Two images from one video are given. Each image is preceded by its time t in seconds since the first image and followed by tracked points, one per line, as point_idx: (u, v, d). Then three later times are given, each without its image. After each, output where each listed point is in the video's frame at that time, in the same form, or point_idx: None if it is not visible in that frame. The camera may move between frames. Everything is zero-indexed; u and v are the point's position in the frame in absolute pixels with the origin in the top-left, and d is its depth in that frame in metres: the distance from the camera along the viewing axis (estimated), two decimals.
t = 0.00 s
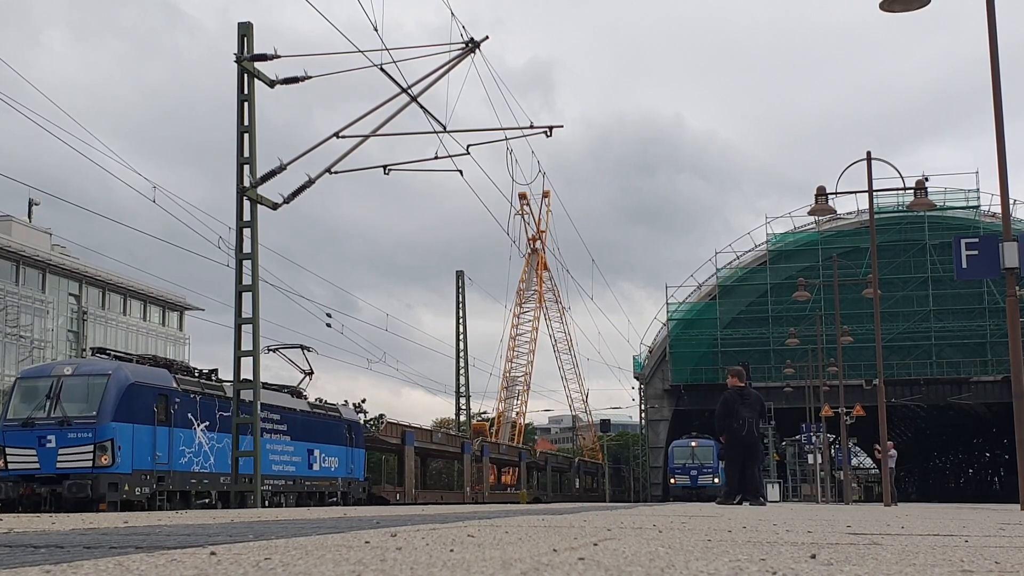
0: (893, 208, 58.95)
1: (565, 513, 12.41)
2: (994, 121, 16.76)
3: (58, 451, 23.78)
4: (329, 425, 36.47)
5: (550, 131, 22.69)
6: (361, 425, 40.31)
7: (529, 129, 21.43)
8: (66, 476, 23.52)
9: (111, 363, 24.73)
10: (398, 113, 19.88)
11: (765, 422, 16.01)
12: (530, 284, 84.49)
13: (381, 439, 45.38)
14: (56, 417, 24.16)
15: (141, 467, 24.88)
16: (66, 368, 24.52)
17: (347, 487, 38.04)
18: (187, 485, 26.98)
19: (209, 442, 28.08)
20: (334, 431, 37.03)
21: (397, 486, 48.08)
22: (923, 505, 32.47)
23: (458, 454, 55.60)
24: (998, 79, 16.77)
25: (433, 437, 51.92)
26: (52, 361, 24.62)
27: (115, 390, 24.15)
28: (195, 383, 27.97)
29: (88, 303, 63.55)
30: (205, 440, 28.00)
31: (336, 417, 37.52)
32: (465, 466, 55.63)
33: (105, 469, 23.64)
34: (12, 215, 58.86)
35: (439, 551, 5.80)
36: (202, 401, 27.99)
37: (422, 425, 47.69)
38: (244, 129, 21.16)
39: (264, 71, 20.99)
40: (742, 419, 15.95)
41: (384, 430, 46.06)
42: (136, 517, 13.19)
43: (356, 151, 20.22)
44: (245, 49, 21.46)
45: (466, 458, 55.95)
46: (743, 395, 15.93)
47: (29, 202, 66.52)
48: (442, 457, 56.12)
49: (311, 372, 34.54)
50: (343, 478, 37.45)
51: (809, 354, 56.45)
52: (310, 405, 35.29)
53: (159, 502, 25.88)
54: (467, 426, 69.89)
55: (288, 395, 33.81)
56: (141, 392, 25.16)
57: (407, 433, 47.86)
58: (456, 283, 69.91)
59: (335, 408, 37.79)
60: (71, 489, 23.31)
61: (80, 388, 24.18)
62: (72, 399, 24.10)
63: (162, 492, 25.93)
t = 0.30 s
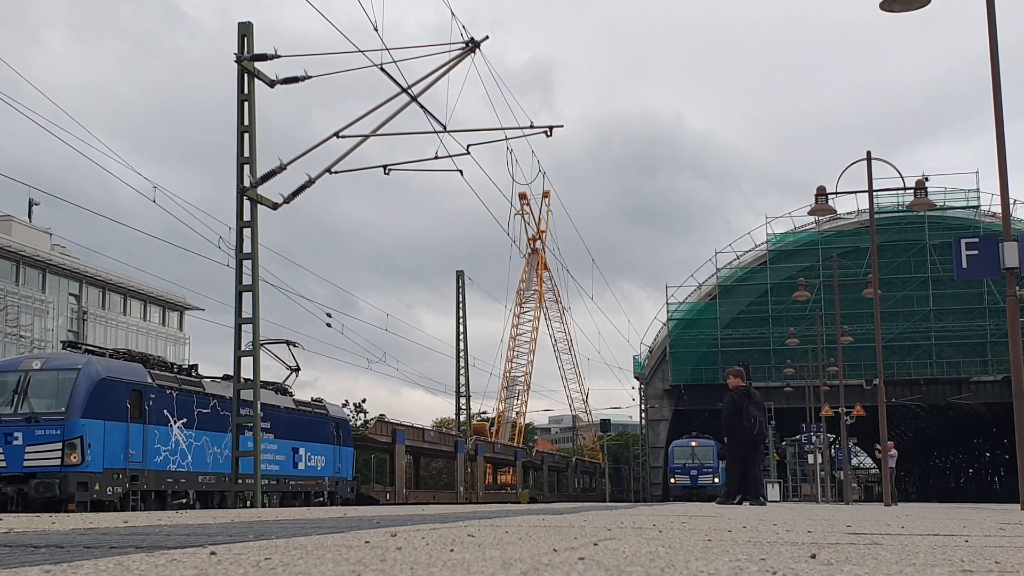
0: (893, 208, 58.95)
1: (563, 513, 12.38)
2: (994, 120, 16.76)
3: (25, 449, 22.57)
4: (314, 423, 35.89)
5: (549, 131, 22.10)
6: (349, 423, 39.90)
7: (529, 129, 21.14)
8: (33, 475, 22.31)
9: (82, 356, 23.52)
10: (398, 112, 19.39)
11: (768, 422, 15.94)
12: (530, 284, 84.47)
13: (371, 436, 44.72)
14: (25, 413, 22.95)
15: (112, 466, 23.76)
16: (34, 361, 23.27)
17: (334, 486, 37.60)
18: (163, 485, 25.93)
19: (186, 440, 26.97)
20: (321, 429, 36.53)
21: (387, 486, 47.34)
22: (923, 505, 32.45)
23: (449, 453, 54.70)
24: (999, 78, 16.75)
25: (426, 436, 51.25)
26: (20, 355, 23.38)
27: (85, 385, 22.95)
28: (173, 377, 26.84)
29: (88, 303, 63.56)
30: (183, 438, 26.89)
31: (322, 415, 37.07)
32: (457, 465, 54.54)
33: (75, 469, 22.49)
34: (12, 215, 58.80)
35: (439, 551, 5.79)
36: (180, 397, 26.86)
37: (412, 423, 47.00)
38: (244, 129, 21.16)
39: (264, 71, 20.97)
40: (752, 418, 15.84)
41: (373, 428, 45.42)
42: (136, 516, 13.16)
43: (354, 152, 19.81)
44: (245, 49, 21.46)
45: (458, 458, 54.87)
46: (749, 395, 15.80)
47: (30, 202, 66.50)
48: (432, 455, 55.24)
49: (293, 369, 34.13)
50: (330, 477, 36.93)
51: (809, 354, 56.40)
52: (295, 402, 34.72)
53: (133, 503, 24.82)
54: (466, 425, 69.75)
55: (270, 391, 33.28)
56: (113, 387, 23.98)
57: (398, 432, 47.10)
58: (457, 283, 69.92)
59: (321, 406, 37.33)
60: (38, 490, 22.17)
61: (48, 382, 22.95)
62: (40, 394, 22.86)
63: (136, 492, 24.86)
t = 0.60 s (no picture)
0: (893, 207, 58.99)
1: (563, 514, 12.32)
2: (994, 121, 16.75)
3: None
4: (300, 422, 35.52)
5: (549, 130, 22.07)
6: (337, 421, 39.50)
7: (529, 129, 21.10)
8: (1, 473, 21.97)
9: (52, 351, 23.14)
10: (398, 113, 19.32)
11: (767, 423, 15.92)
12: (529, 284, 84.45)
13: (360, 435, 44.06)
14: None
15: (83, 465, 23.43)
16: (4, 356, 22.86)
17: (322, 486, 37.13)
18: (137, 484, 25.60)
19: (162, 438, 26.60)
20: (307, 427, 36.14)
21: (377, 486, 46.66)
22: (923, 505, 32.50)
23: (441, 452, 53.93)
24: (999, 78, 16.75)
25: (418, 434, 50.73)
26: None
27: (55, 380, 22.59)
28: (149, 373, 26.46)
29: (88, 303, 63.51)
30: (159, 436, 26.53)
31: (309, 413, 36.73)
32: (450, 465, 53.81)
33: (43, 468, 22.17)
34: (12, 215, 58.73)
35: (439, 551, 5.78)
36: (157, 394, 26.46)
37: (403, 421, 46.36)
38: (244, 129, 21.16)
39: (264, 71, 20.97)
40: (753, 418, 15.82)
41: (363, 426, 44.79)
42: (137, 517, 13.13)
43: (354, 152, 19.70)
44: (244, 49, 21.46)
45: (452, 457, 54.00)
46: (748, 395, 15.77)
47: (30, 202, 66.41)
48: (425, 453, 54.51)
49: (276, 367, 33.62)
50: (316, 477, 36.48)
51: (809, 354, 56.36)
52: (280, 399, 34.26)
53: (105, 502, 24.47)
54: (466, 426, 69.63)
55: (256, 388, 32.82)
56: (84, 383, 23.57)
57: (388, 431, 46.45)
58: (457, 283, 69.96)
59: (308, 404, 37.03)
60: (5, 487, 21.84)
61: (18, 377, 22.56)
62: (9, 389, 22.46)
63: (109, 491, 24.52)
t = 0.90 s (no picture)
0: (893, 208, 59.00)
1: (565, 514, 12.39)
2: (994, 121, 16.76)
3: None
4: (284, 420, 35.31)
5: (550, 132, 22.29)
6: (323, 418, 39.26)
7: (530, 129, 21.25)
8: None
9: (22, 345, 22.99)
10: (398, 114, 19.44)
11: (765, 423, 15.92)
12: (530, 284, 84.46)
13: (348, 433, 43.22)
14: None
15: (53, 463, 23.19)
16: None
17: (309, 486, 36.80)
18: (111, 483, 25.26)
19: (138, 437, 26.31)
20: (293, 426, 35.96)
21: (368, 486, 45.92)
22: (924, 505, 32.45)
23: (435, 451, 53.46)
24: (998, 79, 16.75)
25: (411, 433, 50.11)
26: None
27: (23, 376, 22.40)
28: (123, 369, 26.20)
29: (88, 303, 63.53)
30: (134, 434, 26.21)
31: (295, 411, 36.57)
32: (444, 465, 53.40)
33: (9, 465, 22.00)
34: (12, 215, 58.71)
35: (439, 551, 5.75)
36: (131, 390, 26.17)
37: (393, 419, 45.65)
38: (244, 129, 21.18)
39: (264, 71, 20.98)
40: (744, 420, 15.87)
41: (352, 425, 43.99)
42: (138, 517, 13.15)
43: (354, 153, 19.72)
44: (245, 49, 21.46)
45: (445, 456, 53.68)
46: (745, 396, 15.82)
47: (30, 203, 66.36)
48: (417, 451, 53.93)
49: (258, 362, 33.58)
50: (303, 476, 36.19)
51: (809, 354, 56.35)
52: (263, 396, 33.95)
53: (77, 503, 24.16)
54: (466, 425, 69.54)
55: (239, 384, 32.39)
56: (53, 378, 23.36)
57: (379, 429, 45.77)
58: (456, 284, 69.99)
59: (293, 402, 36.87)
60: None
61: None
62: None
63: (81, 491, 24.22)
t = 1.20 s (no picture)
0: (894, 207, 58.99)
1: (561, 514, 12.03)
2: (994, 120, 16.75)
3: None
4: (269, 418, 35.00)
5: (549, 130, 22.22)
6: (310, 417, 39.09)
7: (529, 129, 21.18)
8: None
9: None
10: (398, 113, 19.58)
11: (763, 423, 15.88)
12: (529, 283, 84.47)
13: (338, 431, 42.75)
14: None
15: (21, 461, 22.60)
16: None
17: (295, 485, 36.66)
18: (83, 482, 24.62)
19: (111, 434, 25.68)
20: (278, 423, 35.68)
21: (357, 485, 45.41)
22: (925, 504, 32.41)
23: (428, 450, 53.22)
24: (998, 79, 16.75)
25: (402, 431, 49.68)
26: None
27: None
28: (97, 364, 25.56)
29: (88, 303, 63.54)
30: (107, 431, 25.55)
31: (280, 408, 36.28)
32: (437, 464, 53.15)
33: None
34: (12, 215, 58.71)
35: (439, 551, 5.74)
36: (104, 385, 25.53)
37: (383, 416, 45.03)
38: (244, 129, 21.17)
39: (264, 71, 20.97)
40: (739, 418, 15.86)
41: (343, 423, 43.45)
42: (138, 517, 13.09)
43: (354, 152, 19.95)
44: (244, 49, 21.45)
45: (439, 456, 53.50)
46: (743, 395, 15.83)
47: (30, 202, 66.28)
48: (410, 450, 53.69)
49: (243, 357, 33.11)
50: (288, 475, 36.01)
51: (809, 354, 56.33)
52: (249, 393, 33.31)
53: (47, 502, 23.54)
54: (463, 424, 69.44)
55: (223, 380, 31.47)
56: (21, 372, 22.78)
57: (369, 427, 45.26)
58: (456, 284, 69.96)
59: (279, 399, 36.56)
60: None
61: None
62: None
63: (50, 490, 23.59)
